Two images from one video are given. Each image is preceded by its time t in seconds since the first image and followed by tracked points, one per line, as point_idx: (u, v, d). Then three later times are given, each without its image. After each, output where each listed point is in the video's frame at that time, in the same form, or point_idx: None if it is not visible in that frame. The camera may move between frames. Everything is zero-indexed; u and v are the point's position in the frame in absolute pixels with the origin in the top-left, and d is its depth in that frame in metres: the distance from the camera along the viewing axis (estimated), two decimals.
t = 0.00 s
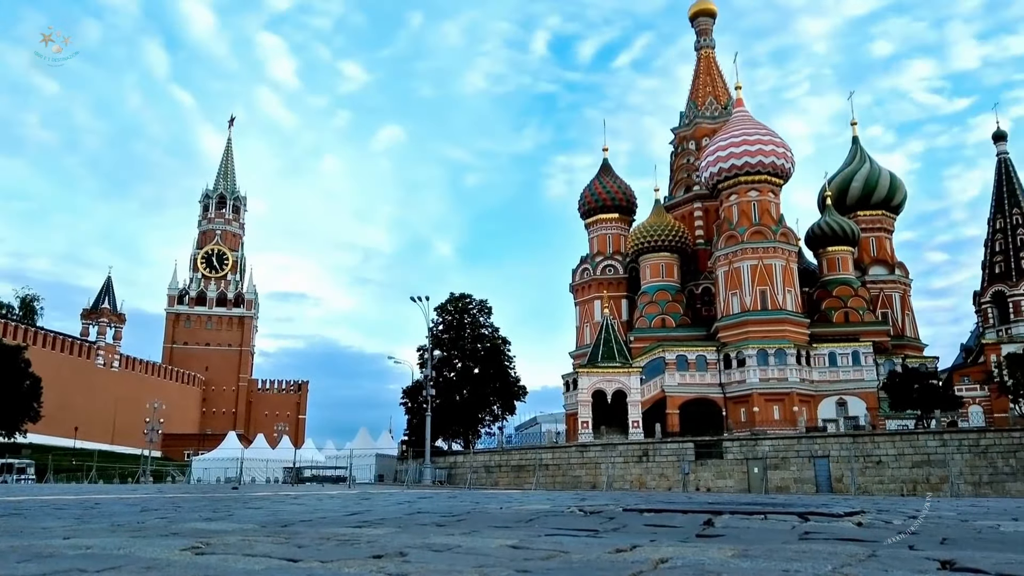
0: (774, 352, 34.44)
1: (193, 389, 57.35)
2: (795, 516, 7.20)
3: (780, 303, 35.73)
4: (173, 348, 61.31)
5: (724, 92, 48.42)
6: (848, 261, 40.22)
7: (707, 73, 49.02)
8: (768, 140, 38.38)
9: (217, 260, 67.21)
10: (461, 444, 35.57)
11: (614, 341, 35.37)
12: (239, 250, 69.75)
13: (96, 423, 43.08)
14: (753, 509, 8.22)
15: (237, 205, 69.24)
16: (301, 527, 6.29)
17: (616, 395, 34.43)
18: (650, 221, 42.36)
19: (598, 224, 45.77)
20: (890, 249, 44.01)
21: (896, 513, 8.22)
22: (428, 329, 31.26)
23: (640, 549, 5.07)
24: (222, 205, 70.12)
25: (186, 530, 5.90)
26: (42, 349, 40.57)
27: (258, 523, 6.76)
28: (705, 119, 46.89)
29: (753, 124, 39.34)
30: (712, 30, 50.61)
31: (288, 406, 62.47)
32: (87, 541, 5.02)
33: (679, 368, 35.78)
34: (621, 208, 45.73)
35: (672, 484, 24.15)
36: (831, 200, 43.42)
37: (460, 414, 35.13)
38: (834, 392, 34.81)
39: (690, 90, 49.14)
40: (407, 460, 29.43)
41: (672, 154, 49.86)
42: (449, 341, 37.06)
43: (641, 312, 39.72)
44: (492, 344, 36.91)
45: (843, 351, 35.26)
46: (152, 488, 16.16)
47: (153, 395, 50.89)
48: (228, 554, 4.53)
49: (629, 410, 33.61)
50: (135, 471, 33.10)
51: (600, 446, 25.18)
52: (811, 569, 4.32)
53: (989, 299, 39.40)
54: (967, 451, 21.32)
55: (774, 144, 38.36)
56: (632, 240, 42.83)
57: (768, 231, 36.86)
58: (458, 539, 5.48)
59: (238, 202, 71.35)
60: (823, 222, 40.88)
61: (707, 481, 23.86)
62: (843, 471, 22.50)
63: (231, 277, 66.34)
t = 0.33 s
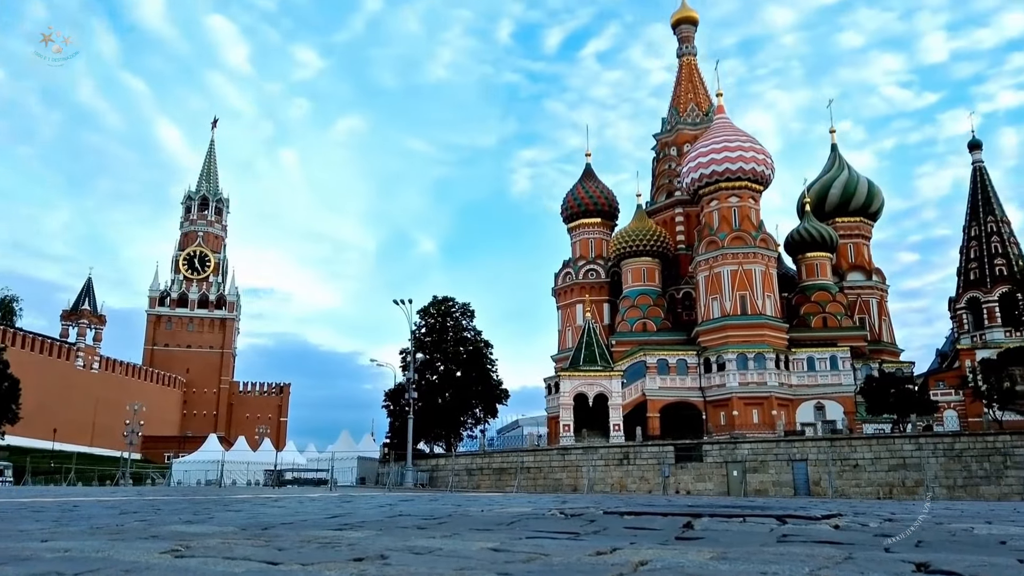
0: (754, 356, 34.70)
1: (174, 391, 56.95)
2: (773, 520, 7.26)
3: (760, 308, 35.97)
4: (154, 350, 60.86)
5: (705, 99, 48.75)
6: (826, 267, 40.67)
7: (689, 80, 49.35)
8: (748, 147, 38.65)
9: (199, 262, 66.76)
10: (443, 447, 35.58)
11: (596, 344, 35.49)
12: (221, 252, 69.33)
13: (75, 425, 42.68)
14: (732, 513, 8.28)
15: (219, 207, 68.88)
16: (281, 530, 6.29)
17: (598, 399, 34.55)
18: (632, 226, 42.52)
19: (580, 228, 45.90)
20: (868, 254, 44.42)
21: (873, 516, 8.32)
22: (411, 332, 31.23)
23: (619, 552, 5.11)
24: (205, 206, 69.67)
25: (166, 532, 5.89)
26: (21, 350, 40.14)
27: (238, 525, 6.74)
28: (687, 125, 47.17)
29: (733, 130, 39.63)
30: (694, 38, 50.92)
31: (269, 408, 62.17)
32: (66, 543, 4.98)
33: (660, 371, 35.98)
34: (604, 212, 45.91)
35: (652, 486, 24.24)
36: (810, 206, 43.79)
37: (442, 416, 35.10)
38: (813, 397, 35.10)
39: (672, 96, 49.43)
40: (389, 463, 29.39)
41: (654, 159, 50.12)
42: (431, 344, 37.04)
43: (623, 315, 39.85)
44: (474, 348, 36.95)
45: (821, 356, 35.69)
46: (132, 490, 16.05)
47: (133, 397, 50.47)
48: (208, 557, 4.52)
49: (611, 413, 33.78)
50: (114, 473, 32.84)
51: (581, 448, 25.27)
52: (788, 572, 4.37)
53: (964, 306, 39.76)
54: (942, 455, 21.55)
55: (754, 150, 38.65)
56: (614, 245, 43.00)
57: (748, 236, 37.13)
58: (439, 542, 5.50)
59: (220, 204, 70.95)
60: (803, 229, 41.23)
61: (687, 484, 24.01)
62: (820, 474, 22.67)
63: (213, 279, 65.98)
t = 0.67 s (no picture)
0: (733, 360, 34.94)
1: (155, 393, 56.52)
2: (751, 523, 7.32)
3: (739, 312, 36.22)
4: (135, 351, 60.38)
5: (687, 105, 49.07)
6: (804, 273, 41.03)
7: (671, 87, 49.64)
8: (729, 153, 38.89)
9: (181, 263, 66.32)
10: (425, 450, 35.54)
11: (578, 348, 35.57)
12: (203, 254, 68.94)
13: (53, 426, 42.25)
14: (712, 515, 8.35)
15: (202, 208, 68.55)
16: (261, 533, 6.27)
17: (579, 402, 34.64)
18: (614, 230, 42.67)
19: (562, 232, 46.01)
20: (846, 261, 44.83)
21: (850, 518, 8.41)
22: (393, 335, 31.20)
23: (600, 554, 5.15)
24: (187, 208, 69.28)
25: (145, 535, 5.85)
26: None
27: (220, 528, 6.72)
28: (669, 131, 47.43)
29: (715, 137, 39.88)
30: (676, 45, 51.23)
31: (251, 410, 61.78)
32: (42, 546, 4.95)
33: (640, 375, 36.13)
34: (586, 217, 46.05)
35: (632, 489, 24.28)
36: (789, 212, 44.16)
37: (424, 419, 35.04)
38: (792, 400, 35.34)
39: (654, 102, 49.69)
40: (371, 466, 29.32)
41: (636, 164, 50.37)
42: (414, 347, 36.95)
43: (604, 319, 39.97)
44: (457, 351, 36.94)
45: (799, 360, 35.91)
46: (112, 493, 15.95)
47: (113, 399, 50.04)
48: (188, 560, 4.51)
49: (592, 416, 33.90)
50: (93, 476, 32.54)
51: (562, 451, 25.40)
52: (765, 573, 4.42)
53: (939, 311, 40.34)
54: (917, 458, 21.75)
55: (735, 157, 38.91)
56: (597, 249, 43.14)
57: (729, 241, 37.36)
58: (420, 545, 5.51)
59: (203, 205, 70.51)
60: (782, 234, 41.51)
61: (667, 487, 24.04)
62: (799, 477, 22.91)
63: (195, 280, 65.56)
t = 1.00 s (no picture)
0: (713, 364, 35.15)
1: (135, 394, 55.98)
2: (730, 525, 7.39)
3: (719, 316, 36.41)
4: (115, 352, 59.78)
5: (669, 111, 49.34)
6: (784, 278, 41.37)
7: (653, 93, 49.91)
8: (710, 159, 39.14)
9: (162, 264, 65.79)
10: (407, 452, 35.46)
11: (560, 351, 35.62)
12: (185, 255, 68.39)
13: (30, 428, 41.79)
14: (691, 517, 8.40)
15: (183, 208, 68.06)
16: (241, 535, 6.24)
17: (561, 405, 34.68)
18: (596, 234, 42.79)
19: (545, 236, 46.08)
20: (824, 266, 45.26)
21: (828, 521, 8.50)
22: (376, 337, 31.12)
23: (580, 556, 5.17)
24: (169, 209, 68.69)
25: (125, 537, 5.84)
26: None
27: (199, 530, 6.68)
28: (651, 136, 47.66)
29: (696, 143, 40.11)
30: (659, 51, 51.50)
31: (232, 412, 61.27)
32: (18, 549, 4.91)
33: (622, 378, 36.27)
34: (569, 221, 46.15)
35: (613, 492, 24.37)
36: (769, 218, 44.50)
37: (406, 422, 34.96)
38: (771, 404, 35.62)
39: (637, 108, 49.90)
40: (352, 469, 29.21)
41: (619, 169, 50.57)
42: (396, 349, 36.85)
43: (586, 323, 40.07)
44: (440, 353, 36.92)
45: (778, 364, 36.23)
46: (90, 494, 15.84)
47: (92, 400, 49.54)
48: (167, 562, 4.50)
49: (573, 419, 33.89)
50: (71, 477, 32.17)
51: (544, 454, 25.44)
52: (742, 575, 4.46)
53: (916, 316, 40.68)
54: (893, 461, 21.97)
55: (716, 163, 39.14)
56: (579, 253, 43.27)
57: (709, 247, 37.58)
58: (402, 547, 5.51)
59: (185, 206, 69.96)
60: (762, 239, 41.89)
61: (647, 489, 24.10)
62: (777, 480, 23.01)
63: (177, 282, 65.07)
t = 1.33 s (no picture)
0: (694, 368, 35.33)
1: (115, 396, 55.51)
2: (709, 528, 7.45)
3: (700, 321, 36.61)
4: (96, 354, 59.26)
5: (652, 117, 49.59)
6: (763, 283, 41.65)
7: (636, 99, 50.14)
8: (692, 165, 39.38)
9: (144, 266, 65.29)
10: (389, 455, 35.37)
11: (542, 355, 35.67)
12: (167, 257, 67.88)
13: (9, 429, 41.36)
14: (671, 520, 8.47)
15: (165, 210, 67.62)
16: (222, 538, 6.23)
17: (543, 408, 34.72)
18: (579, 239, 42.95)
19: (529, 240, 46.15)
20: (803, 272, 45.62)
21: (805, 524, 8.59)
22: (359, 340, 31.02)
23: (562, 559, 5.20)
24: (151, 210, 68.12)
25: (104, 541, 5.80)
26: None
27: (179, 533, 6.65)
28: (633, 142, 47.88)
29: (678, 149, 40.33)
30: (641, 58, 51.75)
31: (213, 414, 60.82)
32: None
33: (604, 382, 36.37)
34: (552, 225, 46.24)
35: (594, 495, 24.45)
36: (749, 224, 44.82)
37: (389, 425, 34.90)
38: (750, 408, 35.85)
39: (620, 114, 50.12)
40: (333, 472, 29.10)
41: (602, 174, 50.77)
42: (379, 352, 36.79)
43: (569, 327, 40.14)
44: (422, 357, 36.86)
45: (758, 368, 36.47)
46: (69, 498, 15.72)
47: (72, 402, 49.08)
48: (147, 565, 4.47)
49: (555, 422, 33.93)
50: (49, 480, 31.82)
51: (526, 457, 25.43)
52: None
53: (893, 322, 41.01)
54: (870, 465, 22.16)
55: (698, 169, 39.38)
56: (562, 258, 43.38)
57: (691, 252, 37.81)
58: (384, 550, 5.52)
59: (167, 207, 69.42)
60: (742, 246, 42.23)
61: (628, 492, 24.21)
62: (756, 483, 23.15)
63: (159, 283, 64.58)
